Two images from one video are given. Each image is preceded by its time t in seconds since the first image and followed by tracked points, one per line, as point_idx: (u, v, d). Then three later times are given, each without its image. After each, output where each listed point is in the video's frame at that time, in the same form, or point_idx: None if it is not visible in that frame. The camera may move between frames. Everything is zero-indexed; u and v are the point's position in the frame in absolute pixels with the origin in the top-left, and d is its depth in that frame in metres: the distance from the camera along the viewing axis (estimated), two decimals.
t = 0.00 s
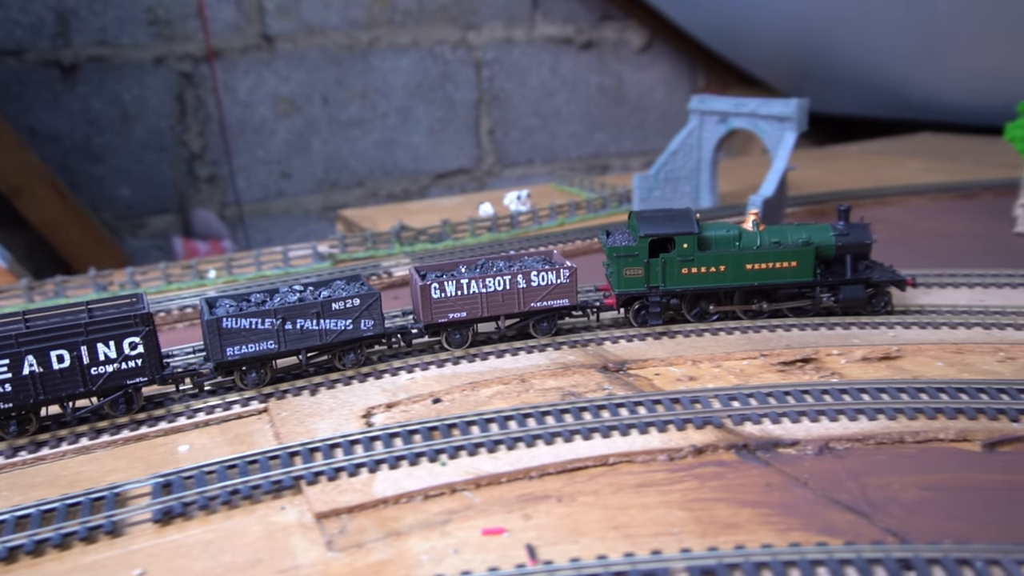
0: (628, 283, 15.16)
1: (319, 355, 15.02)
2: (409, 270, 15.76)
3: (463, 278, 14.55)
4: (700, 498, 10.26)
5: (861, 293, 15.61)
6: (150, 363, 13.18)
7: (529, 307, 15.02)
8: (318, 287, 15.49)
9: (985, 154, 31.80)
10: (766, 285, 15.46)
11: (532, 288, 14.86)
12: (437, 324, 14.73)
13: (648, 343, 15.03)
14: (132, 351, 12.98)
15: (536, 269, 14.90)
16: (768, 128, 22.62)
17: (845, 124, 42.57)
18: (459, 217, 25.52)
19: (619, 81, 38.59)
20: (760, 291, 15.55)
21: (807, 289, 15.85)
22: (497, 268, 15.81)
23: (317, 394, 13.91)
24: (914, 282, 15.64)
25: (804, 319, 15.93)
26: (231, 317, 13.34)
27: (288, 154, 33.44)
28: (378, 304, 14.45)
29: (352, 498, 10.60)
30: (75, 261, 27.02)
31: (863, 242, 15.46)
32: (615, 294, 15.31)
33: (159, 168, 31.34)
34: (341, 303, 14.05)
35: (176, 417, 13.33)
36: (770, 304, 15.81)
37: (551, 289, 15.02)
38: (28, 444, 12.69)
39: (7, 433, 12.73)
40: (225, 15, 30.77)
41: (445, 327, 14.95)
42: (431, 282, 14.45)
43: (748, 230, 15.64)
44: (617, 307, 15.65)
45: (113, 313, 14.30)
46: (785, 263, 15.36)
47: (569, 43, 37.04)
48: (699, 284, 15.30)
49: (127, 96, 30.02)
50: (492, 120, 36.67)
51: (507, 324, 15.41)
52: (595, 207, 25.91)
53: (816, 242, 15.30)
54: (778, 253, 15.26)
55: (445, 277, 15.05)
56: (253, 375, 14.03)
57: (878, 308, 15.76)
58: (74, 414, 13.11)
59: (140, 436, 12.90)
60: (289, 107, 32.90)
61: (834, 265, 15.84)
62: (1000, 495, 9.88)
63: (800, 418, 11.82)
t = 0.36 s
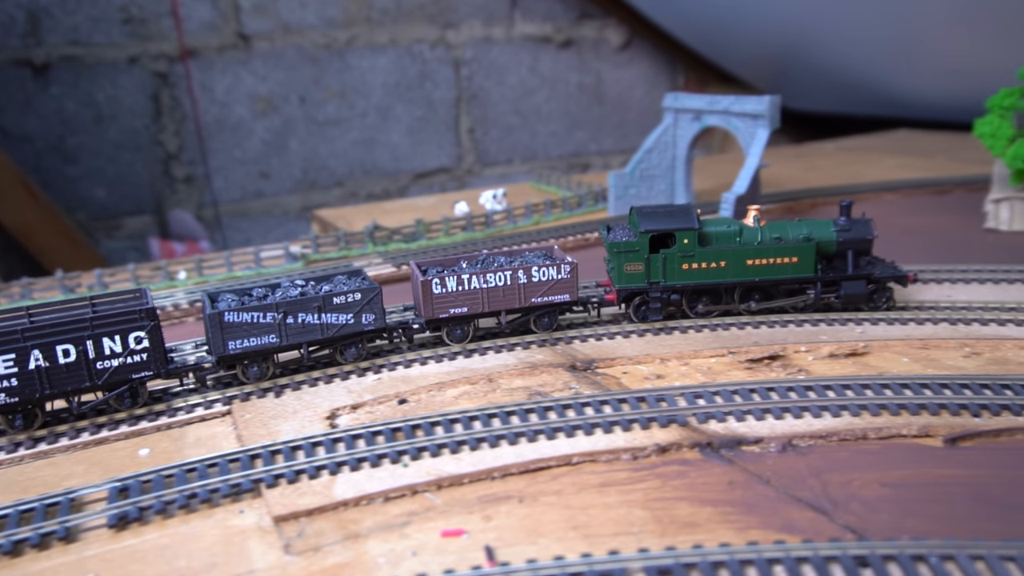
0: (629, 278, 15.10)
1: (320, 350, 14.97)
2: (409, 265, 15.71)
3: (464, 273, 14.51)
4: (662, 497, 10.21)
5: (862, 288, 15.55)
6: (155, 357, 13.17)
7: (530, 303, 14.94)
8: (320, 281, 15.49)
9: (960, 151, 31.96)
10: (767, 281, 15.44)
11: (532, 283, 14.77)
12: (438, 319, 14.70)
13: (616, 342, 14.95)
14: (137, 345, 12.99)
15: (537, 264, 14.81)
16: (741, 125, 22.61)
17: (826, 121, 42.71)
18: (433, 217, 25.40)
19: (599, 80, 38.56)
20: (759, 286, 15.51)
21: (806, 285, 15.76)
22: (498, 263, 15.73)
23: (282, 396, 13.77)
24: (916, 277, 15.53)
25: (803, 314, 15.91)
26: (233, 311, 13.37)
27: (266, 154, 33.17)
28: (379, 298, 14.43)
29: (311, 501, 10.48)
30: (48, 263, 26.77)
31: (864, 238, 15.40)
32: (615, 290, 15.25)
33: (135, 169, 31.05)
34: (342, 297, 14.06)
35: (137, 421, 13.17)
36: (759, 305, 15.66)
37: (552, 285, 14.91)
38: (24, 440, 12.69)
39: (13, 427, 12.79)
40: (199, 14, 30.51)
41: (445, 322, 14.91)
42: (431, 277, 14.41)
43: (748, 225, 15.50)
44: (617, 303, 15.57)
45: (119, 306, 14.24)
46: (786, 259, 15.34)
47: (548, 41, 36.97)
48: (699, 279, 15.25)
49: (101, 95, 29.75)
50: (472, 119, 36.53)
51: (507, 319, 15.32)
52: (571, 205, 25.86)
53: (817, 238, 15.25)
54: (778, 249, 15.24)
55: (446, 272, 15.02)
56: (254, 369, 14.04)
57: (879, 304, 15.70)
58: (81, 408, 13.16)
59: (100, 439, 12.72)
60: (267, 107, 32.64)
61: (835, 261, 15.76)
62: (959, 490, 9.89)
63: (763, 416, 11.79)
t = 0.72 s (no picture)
0: (633, 276, 15.03)
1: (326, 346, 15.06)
2: (415, 262, 15.75)
3: (468, 270, 14.54)
4: (626, 499, 10.15)
5: (868, 286, 15.39)
6: (161, 353, 13.23)
7: (535, 300, 14.95)
8: (325, 278, 15.54)
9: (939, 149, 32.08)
10: (772, 278, 15.30)
11: (537, 280, 14.79)
12: (442, 316, 14.73)
13: (587, 343, 14.87)
14: (145, 341, 13.05)
15: (541, 261, 14.84)
16: (717, 123, 22.58)
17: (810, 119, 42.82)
18: (410, 219, 25.26)
19: (581, 79, 38.53)
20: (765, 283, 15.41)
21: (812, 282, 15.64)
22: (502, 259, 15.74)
23: (250, 400, 13.63)
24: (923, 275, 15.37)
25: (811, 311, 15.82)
26: (240, 307, 13.47)
27: (247, 156, 32.96)
28: (383, 294, 14.51)
29: (272, 506, 10.37)
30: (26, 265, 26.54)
31: (869, 236, 15.17)
32: (620, 287, 15.19)
33: (114, 171, 30.82)
34: (348, 293, 14.16)
35: (102, 426, 13.01)
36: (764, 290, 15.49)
37: (557, 282, 14.95)
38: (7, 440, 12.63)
39: (23, 422, 12.89)
40: (178, 15, 30.29)
41: (450, 318, 14.95)
42: (436, 273, 14.46)
43: (753, 222, 15.43)
44: (622, 301, 15.55)
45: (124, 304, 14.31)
46: (791, 256, 15.16)
47: (530, 41, 36.92)
48: (702, 277, 15.17)
49: (78, 97, 29.52)
50: (455, 119, 36.42)
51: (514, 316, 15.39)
52: (549, 206, 25.77)
53: (823, 235, 15.08)
54: (783, 246, 15.10)
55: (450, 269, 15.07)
56: (261, 364, 14.21)
57: (885, 301, 15.57)
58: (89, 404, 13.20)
59: (63, 446, 12.56)
60: (248, 108, 32.42)
61: (840, 258, 15.54)
62: (922, 489, 9.87)
63: (731, 416, 11.74)
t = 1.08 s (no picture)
0: (642, 273, 15.13)
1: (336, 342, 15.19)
2: (426, 258, 15.82)
3: (477, 267, 14.67)
4: (591, 501, 10.10)
5: (879, 285, 15.34)
6: (175, 348, 13.45)
7: (543, 297, 15.08)
8: (336, 275, 15.64)
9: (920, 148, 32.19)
10: (783, 277, 15.25)
11: (545, 277, 14.90)
12: (451, 312, 14.87)
13: (561, 343, 14.83)
14: (158, 336, 13.28)
15: (550, 258, 14.95)
16: (696, 124, 22.60)
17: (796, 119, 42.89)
18: (390, 221, 24.97)
19: (567, 80, 38.51)
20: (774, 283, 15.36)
21: (824, 281, 15.61)
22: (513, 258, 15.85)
23: (220, 403, 13.52)
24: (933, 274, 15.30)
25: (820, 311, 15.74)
26: (250, 303, 13.66)
27: (231, 157, 32.78)
28: (392, 291, 14.60)
29: (235, 511, 10.28)
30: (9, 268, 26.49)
31: (880, 235, 15.09)
32: (628, 285, 15.28)
33: (95, 173, 30.62)
34: (357, 289, 14.26)
35: (69, 430, 12.88)
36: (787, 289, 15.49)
37: (565, 279, 15.05)
38: None
39: (36, 416, 13.04)
40: (160, 16, 30.11)
41: (458, 314, 15.06)
42: (445, 270, 14.58)
43: (763, 220, 15.48)
44: (630, 298, 15.62)
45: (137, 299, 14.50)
46: (800, 254, 15.15)
47: (515, 42, 36.89)
48: (711, 275, 15.17)
49: (59, 99, 29.34)
50: (440, 120, 36.32)
51: (520, 313, 15.46)
52: (530, 207, 25.71)
53: (833, 234, 15.02)
54: (793, 245, 15.06)
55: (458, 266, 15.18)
56: (271, 359, 14.28)
57: (896, 301, 15.47)
58: (103, 398, 13.39)
59: (28, 451, 12.41)
60: (231, 110, 32.24)
61: (851, 257, 15.44)
62: (887, 489, 9.85)
63: (700, 417, 11.69)
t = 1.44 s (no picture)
0: (651, 272, 15.19)
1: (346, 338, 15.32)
2: (435, 255, 15.87)
3: (486, 264, 14.73)
4: (557, 504, 10.05)
5: (889, 285, 15.28)
6: (189, 342, 13.60)
7: (552, 295, 15.09)
8: (345, 271, 15.71)
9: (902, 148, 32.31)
10: (792, 276, 15.29)
11: (554, 275, 14.92)
12: (460, 309, 14.94)
13: (535, 345, 14.76)
14: (174, 330, 13.43)
15: (559, 256, 14.96)
16: (676, 124, 22.60)
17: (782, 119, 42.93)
18: (369, 222, 24.86)
19: (553, 80, 38.48)
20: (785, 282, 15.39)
21: (835, 281, 15.63)
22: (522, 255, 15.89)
23: (190, 407, 13.41)
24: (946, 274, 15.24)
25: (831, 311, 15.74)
26: (260, 298, 13.81)
27: (215, 158, 32.59)
28: (402, 287, 14.68)
29: (199, 516, 10.19)
30: None
31: (892, 234, 15.02)
32: (638, 283, 15.35)
33: (77, 174, 30.43)
34: (366, 286, 14.36)
35: (35, 435, 12.77)
36: (792, 299, 15.63)
37: (574, 277, 15.03)
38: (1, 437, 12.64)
39: (56, 410, 13.24)
40: (142, 16, 29.92)
41: (467, 312, 15.15)
42: (454, 267, 14.68)
43: (773, 219, 15.47)
44: (640, 297, 15.65)
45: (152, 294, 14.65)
46: (810, 254, 15.16)
47: (501, 43, 36.86)
48: (720, 273, 15.21)
49: (41, 100, 29.14)
50: (425, 121, 36.20)
51: (529, 310, 15.51)
52: (512, 207, 25.67)
53: (843, 234, 15.00)
54: (803, 243, 15.07)
55: (467, 263, 15.27)
56: (281, 354, 14.47)
57: (907, 300, 15.41)
58: (121, 391, 13.62)
59: None
60: (215, 110, 32.05)
61: (862, 256, 15.39)
62: (853, 490, 9.84)
63: (670, 418, 11.64)
